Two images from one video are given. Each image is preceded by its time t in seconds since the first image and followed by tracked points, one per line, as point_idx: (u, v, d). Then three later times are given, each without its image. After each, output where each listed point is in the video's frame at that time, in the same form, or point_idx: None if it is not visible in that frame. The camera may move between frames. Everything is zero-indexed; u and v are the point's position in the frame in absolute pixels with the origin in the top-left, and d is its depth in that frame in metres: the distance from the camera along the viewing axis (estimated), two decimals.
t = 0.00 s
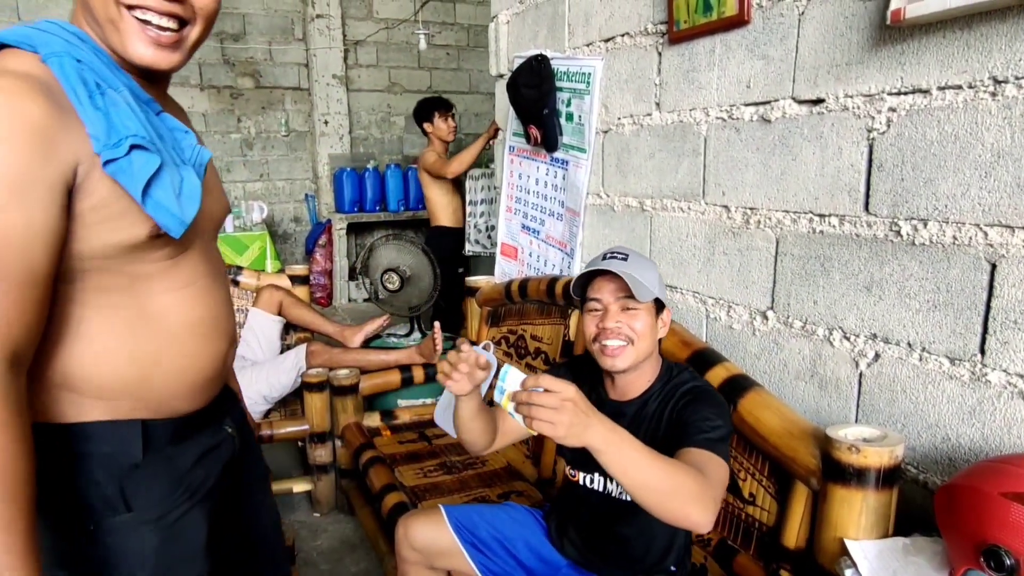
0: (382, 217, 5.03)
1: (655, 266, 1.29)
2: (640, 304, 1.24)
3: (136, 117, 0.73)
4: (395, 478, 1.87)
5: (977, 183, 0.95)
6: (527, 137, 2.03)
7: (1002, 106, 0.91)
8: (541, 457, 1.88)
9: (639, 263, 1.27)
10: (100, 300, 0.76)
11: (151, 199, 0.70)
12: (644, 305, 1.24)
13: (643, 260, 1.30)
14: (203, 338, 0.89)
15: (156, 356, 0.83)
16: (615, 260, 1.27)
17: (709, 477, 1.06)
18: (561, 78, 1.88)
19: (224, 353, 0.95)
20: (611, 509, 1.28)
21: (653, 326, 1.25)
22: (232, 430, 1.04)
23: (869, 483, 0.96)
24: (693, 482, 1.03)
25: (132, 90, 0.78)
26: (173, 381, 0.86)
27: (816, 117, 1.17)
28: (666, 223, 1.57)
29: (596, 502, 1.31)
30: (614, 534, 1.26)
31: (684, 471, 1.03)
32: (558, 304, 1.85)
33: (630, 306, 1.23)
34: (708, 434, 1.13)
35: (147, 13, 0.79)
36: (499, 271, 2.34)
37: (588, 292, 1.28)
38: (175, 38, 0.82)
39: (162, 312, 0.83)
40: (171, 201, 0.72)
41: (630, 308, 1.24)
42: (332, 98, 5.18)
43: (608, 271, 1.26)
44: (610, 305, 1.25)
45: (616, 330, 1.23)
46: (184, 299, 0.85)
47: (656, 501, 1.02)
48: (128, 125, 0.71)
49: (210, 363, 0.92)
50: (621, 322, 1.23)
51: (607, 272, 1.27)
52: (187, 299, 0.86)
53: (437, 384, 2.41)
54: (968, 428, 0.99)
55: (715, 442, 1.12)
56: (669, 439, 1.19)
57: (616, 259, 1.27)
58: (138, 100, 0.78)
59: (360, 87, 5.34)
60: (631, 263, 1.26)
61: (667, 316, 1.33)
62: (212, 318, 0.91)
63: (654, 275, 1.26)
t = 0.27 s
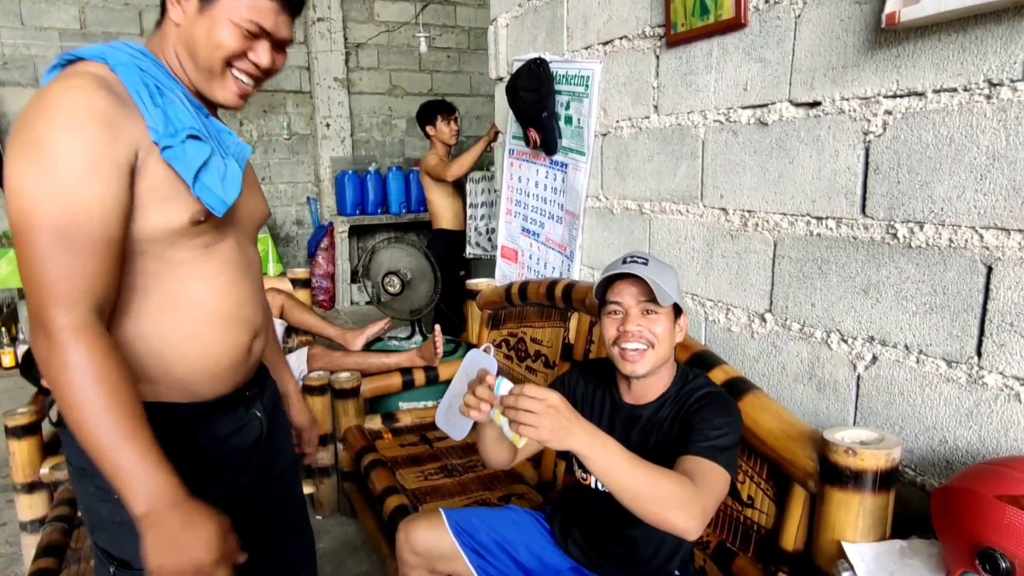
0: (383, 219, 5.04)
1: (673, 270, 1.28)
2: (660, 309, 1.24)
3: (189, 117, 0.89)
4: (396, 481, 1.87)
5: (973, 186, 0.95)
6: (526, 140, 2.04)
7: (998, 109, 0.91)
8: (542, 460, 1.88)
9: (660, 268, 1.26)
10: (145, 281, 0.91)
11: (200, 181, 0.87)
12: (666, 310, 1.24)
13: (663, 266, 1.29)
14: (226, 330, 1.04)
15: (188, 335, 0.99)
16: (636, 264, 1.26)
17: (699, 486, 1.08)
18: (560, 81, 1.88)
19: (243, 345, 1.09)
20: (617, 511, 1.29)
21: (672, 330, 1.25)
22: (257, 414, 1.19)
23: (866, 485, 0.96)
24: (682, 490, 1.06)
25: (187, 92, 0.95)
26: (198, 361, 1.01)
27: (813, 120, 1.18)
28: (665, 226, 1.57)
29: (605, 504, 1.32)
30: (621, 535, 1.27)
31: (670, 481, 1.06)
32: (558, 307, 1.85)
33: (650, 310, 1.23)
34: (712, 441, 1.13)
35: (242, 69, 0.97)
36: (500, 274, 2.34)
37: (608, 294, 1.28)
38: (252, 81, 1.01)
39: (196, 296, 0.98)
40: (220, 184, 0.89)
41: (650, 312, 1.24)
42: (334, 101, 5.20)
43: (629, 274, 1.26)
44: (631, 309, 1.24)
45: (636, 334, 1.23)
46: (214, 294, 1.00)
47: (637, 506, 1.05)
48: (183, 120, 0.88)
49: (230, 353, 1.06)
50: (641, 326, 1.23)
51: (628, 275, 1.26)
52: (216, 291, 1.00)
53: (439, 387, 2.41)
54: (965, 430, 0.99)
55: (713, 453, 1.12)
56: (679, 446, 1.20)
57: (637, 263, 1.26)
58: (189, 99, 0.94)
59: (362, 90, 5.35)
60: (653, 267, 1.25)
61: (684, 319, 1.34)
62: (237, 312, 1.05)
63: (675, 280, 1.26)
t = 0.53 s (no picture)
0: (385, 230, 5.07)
1: (696, 286, 1.28)
2: (682, 323, 1.24)
3: (202, 138, 0.95)
4: (398, 491, 1.88)
5: (961, 198, 0.97)
6: (525, 152, 2.06)
7: (983, 122, 0.93)
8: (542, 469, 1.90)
9: (682, 283, 1.27)
10: (161, 289, 0.97)
11: (206, 197, 0.91)
12: (685, 324, 1.24)
13: (686, 281, 1.28)
14: (243, 334, 1.07)
15: (207, 339, 1.02)
16: (660, 276, 1.26)
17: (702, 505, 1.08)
18: (557, 94, 1.91)
19: (262, 351, 1.12)
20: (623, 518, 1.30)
21: (689, 345, 1.26)
22: (275, 420, 1.21)
23: (861, 493, 0.98)
24: (686, 509, 1.06)
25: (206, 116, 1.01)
26: (216, 363, 1.05)
27: (805, 133, 1.19)
28: (662, 236, 1.59)
29: (609, 512, 1.33)
30: (627, 543, 1.27)
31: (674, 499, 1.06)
32: (557, 317, 1.87)
33: (671, 324, 1.24)
34: (719, 452, 1.14)
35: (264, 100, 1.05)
36: (500, 284, 2.36)
37: (630, 305, 1.28)
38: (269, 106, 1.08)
39: (213, 302, 1.02)
40: (227, 198, 0.93)
41: (671, 325, 1.24)
42: (334, 113, 5.24)
43: (651, 287, 1.26)
44: (652, 321, 1.25)
45: (657, 347, 1.23)
46: (232, 299, 1.04)
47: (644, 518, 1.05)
48: (193, 140, 0.93)
49: (248, 357, 1.09)
50: (662, 338, 1.24)
51: (651, 287, 1.26)
52: (233, 296, 1.04)
53: (441, 397, 2.43)
54: (958, 437, 1.00)
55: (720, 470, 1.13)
56: (688, 458, 1.21)
57: (662, 276, 1.26)
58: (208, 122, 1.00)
59: (362, 102, 5.40)
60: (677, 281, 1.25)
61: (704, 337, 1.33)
62: (254, 318, 1.09)
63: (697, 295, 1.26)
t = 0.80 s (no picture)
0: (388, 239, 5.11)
1: (706, 297, 1.29)
2: (689, 334, 1.24)
3: (202, 162, 0.97)
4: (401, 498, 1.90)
5: (950, 206, 0.99)
6: (525, 162, 2.09)
7: (970, 131, 0.95)
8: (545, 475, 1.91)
9: (694, 293, 1.27)
10: (174, 304, 1.00)
11: (210, 222, 0.95)
12: (694, 334, 1.24)
13: (697, 292, 1.29)
14: (255, 341, 1.11)
15: (218, 350, 1.06)
16: (671, 287, 1.27)
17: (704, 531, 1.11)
18: (557, 105, 1.94)
19: (272, 357, 1.16)
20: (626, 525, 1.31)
21: (699, 355, 1.26)
22: (286, 422, 1.25)
23: (855, 496, 0.99)
24: (689, 539, 1.09)
25: (204, 136, 1.04)
26: (228, 372, 1.08)
27: (798, 142, 1.22)
28: (660, 244, 1.61)
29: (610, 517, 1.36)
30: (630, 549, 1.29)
31: (680, 530, 1.09)
32: (558, 324, 1.89)
33: (680, 334, 1.24)
34: (718, 459, 1.15)
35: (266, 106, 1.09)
36: (501, 293, 2.39)
37: (642, 314, 1.29)
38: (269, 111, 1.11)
39: (223, 314, 1.05)
40: (229, 223, 0.96)
41: (680, 335, 1.25)
42: (338, 123, 5.29)
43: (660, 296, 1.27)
44: (662, 330, 1.26)
45: (664, 355, 1.24)
46: (242, 308, 1.08)
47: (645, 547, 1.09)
48: (195, 165, 0.96)
49: (259, 363, 1.13)
50: (670, 347, 1.25)
51: (663, 297, 1.27)
52: (243, 306, 1.08)
53: (443, 404, 2.45)
54: (950, 441, 1.02)
55: (720, 486, 1.13)
56: (690, 466, 1.22)
57: (674, 287, 1.27)
58: (204, 143, 1.02)
59: (366, 112, 5.45)
60: (687, 292, 1.26)
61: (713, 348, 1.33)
62: (266, 326, 1.13)
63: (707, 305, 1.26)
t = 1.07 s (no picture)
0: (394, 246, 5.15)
1: (703, 306, 1.31)
2: (686, 341, 1.27)
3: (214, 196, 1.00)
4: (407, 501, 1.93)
5: (942, 215, 1.02)
6: (530, 171, 2.12)
7: (961, 143, 0.98)
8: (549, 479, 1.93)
9: (689, 302, 1.30)
10: (192, 318, 1.06)
11: (220, 256, 0.98)
12: (691, 342, 1.27)
13: (691, 300, 1.32)
14: (272, 351, 1.16)
15: (235, 362, 1.11)
16: (666, 298, 1.30)
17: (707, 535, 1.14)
18: (561, 115, 1.98)
19: (289, 366, 1.21)
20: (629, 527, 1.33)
21: (696, 362, 1.29)
22: (304, 421, 1.29)
23: (851, 498, 1.02)
24: (690, 542, 1.12)
25: (218, 167, 1.06)
26: (246, 383, 1.13)
27: (796, 153, 1.25)
28: (662, 252, 1.64)
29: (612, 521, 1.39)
30: (631, 549, 1.32)
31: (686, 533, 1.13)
32: (563, 331, 1.92)
33: (677, 342, 1.27)
34: (716, 464, 1.18)
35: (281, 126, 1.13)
36: (507, 300, 2.42)
37: (639, 325, 1.32)
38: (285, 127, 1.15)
39: (240, 329, 1.10)
40: (239, 259, 1.00)
41: (676, 344, 1.28)
42: (345, 132, 5.33)
43: (656, 308, 1.30)
44: (658, 340, 1.29)
45: (662, 363, 1.27)
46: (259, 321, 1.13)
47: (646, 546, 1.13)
48: (206, 199, 0.98)
49: (277, 373, 1.18)
50: (667, 356, 1.28)
51: (658, 308, 1.30)
52: (259, 320, 1.13)
53: (449, 409, 2.48)
54: (945, 444, 1.04)
55: (721, 489, 1.16)
56: (689, 470, 1.25)
57: (668, 297, 1.30)
58: (216, 174, 1.05)
59: (372, 121, 5.50)
60: (682, 301, 1.29)
61: (711, 353, 1.35)
62: (283, 337, 1.18)
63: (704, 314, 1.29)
